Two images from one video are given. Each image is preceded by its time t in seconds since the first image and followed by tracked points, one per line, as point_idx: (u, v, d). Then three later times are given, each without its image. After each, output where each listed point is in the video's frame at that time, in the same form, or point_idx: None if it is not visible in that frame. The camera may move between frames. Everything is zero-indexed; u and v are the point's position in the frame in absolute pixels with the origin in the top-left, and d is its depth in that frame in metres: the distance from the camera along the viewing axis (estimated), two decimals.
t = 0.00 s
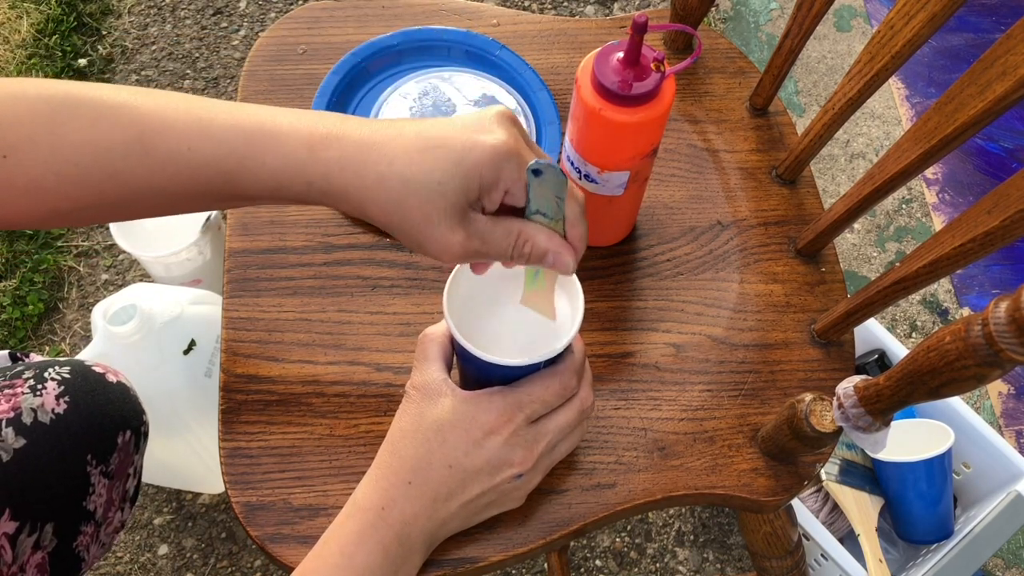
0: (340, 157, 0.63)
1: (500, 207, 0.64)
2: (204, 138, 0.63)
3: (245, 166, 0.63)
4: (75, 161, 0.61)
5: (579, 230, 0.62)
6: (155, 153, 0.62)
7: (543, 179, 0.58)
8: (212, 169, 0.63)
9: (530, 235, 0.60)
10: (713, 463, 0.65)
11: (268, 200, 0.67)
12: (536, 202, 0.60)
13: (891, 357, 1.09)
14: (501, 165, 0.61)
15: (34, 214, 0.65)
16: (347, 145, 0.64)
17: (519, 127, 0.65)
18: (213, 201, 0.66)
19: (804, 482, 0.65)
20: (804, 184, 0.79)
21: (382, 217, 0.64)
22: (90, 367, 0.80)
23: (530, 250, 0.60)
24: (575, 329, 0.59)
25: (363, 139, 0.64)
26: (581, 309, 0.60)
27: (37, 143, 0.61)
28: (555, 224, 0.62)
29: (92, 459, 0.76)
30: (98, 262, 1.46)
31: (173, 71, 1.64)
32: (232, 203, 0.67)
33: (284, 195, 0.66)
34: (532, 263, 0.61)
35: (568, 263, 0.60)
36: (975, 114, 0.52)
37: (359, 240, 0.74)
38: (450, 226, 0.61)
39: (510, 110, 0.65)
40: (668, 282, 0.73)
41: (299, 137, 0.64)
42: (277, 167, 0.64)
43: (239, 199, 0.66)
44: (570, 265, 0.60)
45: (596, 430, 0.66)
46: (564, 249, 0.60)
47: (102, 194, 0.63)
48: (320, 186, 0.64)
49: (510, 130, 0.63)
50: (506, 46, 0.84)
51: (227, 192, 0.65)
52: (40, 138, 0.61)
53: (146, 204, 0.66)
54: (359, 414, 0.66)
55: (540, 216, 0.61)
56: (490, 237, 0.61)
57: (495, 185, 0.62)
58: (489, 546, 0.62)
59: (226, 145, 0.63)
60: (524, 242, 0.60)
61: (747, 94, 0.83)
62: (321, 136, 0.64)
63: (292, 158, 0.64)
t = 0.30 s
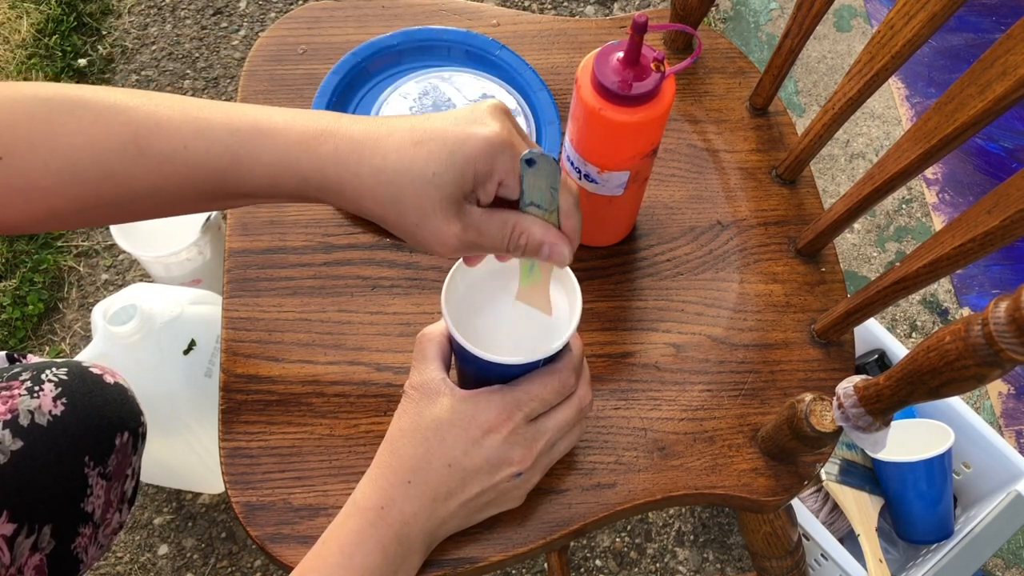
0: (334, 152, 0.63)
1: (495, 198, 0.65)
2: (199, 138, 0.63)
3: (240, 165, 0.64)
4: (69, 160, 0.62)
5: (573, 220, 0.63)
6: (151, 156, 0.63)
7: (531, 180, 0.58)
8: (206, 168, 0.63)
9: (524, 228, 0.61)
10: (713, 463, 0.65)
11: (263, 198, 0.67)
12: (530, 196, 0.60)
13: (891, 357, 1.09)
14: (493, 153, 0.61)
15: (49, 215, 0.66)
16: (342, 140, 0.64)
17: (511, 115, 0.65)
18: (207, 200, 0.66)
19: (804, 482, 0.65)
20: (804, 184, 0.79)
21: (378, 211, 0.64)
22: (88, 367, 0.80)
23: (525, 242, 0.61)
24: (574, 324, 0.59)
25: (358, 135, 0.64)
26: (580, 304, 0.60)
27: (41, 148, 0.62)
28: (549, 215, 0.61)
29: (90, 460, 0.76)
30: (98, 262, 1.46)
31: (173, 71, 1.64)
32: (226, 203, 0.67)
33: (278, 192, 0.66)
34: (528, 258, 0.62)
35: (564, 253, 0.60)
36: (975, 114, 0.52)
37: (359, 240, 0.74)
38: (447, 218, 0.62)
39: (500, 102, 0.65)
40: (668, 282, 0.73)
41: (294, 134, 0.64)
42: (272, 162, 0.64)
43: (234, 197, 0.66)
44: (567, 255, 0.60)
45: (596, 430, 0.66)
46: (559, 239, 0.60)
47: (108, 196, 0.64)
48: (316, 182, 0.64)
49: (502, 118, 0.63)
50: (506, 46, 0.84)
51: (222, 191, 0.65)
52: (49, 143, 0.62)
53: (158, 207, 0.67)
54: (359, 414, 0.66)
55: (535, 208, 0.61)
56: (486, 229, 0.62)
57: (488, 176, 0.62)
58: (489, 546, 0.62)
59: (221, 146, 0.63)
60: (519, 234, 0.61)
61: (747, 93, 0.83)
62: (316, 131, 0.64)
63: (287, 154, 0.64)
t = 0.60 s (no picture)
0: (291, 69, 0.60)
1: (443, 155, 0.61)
2: (160, 51, 0.60)
3: (198, 77, 0.60)
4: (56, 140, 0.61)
5: (504, 221, 0.58)
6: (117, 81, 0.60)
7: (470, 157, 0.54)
8: (169, 85, 0.60)
9: (454, 203, 0.58)
10: (713, 463, 0.65)
11: (229, 121, 0.64)
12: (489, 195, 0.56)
13: (891, 357, 1.09)
14: (446, 105, 0.57)
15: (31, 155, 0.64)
16: (302, 54, 0.61)
17: (492, 77, 0.61)
18: (177, 127, 0.63)
19: (804, 482, 0.65)
20: (804, 184, 0.79)
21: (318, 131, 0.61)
22: (87, 368, 0.80)
23: (451, 222, 0.58)
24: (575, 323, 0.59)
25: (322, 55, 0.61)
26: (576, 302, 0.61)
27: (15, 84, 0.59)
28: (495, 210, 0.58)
29: (89, 461, 0.76)
30: (98, 262, 1.46)
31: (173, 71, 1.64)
32: (195, 129, 0.64)
33: (235, 109, 0.62)
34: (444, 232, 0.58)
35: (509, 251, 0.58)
36: (975, 114, 0.52)
37: (359, 240, 0.74)
38: (378, 157, 0.57)
39: (485, 61, 0.61)
40: (668, 282, 0.73)
41: (254, 49, 0.61)
42: (230, 74, 0.61)
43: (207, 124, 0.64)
44: (473, 252, 0.57)
45: (596, 430, 0.66)
46: (475, 232, 0.57)
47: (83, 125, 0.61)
48: (274, 95, 0.61)
49: (476, 77, 0.59)
50: (506, 46, 0.83)
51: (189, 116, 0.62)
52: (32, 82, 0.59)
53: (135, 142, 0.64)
54: (359, 414, 0.66)
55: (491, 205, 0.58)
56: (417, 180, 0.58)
57: (437, 127, 0.58)
58: (489, 546, 0.62)
59: (187, 64, 0.60)
60: (450, 211, 0.58)
61: (747, 93, 0.83)
62: (280, 48, 0.61)
63: (243, 63, 0.61)
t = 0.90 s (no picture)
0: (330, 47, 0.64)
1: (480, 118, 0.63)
2: (190, 23, 0.62)
3: (233, 49, 0.64)
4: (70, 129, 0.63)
5: (545, 177, 0.62)
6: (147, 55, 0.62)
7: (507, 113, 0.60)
8: (201, 57, 0.63)
9: (495, 164, 0.61)
10: (712, 463, 0.65)
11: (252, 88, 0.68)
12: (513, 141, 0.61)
13: (891, 357, 1.09)
14: (483, 72, 0.60)
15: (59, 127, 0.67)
16: (337, 32, 0.64)
17: (521, 39, 0.63)
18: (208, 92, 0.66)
19: (804, 482, 0.65)
20: (804, 184, 0.79)
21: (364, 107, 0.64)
22: (86, 368, 0.79)
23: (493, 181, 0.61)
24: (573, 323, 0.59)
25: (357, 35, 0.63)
26: (575, 302, 0.61)
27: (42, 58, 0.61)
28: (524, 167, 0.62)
29: (88, 460, 0.75)
30: (98, 262, 1.46)
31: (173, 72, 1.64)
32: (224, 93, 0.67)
33: (269, 74, 0.66)
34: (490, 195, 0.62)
35: (517, 206, 0.61)
36: (975, 114, 0.52)
37: (359, 240, 0.74)
38: (420, 126, 0.62)
39: (515, 24, 0.63)
40: (668, 282, 0.73)
41: (292, 21, 0.64)
42: (265, 50, 0.64)
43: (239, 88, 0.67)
44: (518, 211, 0.61)
45: (596, 430, 0.66)
46: (519, 192, 0.61)
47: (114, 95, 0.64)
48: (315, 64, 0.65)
49: (507, 40, 0.61)
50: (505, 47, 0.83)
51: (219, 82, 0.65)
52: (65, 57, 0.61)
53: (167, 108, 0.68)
54: (359, 414, 0.66)
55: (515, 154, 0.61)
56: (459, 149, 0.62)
57: (472, 93, 0.61)
58: (489, 547, 0.62)
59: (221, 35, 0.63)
60: (489, 170, 0.61)
61: (747, 93, 0.83)
62: (314, 20, 0.64)
63: (281, 37, 0.64)
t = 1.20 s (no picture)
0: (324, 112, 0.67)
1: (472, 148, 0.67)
2: (191, 100, 0.64)
3: (229, 131, 0.65)
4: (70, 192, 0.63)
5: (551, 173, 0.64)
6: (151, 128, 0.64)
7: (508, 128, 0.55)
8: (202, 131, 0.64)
9: (504, 178, 0.61)
10: (713, 463, 0.65)
11: (247, 167, 0.69)
12: (510, 151, 0.58)
13: (891, 357, 1.09)
14: (470, 97, 0.64)
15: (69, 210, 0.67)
16: (328, 100, 0.67)
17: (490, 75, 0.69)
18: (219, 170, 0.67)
19: (804, 482, 0.65)
20: (804, 184, 0.79)
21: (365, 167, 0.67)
22: (85, 369, 0.79)
23: (506, 189, 0.60)
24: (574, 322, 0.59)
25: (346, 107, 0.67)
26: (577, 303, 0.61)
27: (39, 123, 0.62)
28: (529, 170, 0.60)
29: (85, 462, 0.76)
30: (98, 262, 1.46)
31: (172, 71, 1.64)
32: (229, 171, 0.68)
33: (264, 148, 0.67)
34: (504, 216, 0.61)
35: (544, 204, 0.60)
36: (974, 114, 0.52)
37: (359, 240, 0.74)
38: (424, 157, 0.64)
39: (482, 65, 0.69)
40: (668, 282, 0.73)
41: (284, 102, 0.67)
42: (261, 129, 0.66)
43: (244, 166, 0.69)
44: (546, 206, 0.60)
45: (595, 429, 0.66)
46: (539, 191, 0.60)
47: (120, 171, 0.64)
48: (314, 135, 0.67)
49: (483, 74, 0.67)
50: (506, 46, 0.83)
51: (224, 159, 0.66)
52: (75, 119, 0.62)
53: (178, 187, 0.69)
54: (359, 414, 0.66)
55: (515, 164, 0.59)
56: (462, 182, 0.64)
57: (464, 119, 0.65)
58: (489, 546, 0.62)
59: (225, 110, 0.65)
60: (500, 181, 0.61)
61: (747, 93, 0.83)
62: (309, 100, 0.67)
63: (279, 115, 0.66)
